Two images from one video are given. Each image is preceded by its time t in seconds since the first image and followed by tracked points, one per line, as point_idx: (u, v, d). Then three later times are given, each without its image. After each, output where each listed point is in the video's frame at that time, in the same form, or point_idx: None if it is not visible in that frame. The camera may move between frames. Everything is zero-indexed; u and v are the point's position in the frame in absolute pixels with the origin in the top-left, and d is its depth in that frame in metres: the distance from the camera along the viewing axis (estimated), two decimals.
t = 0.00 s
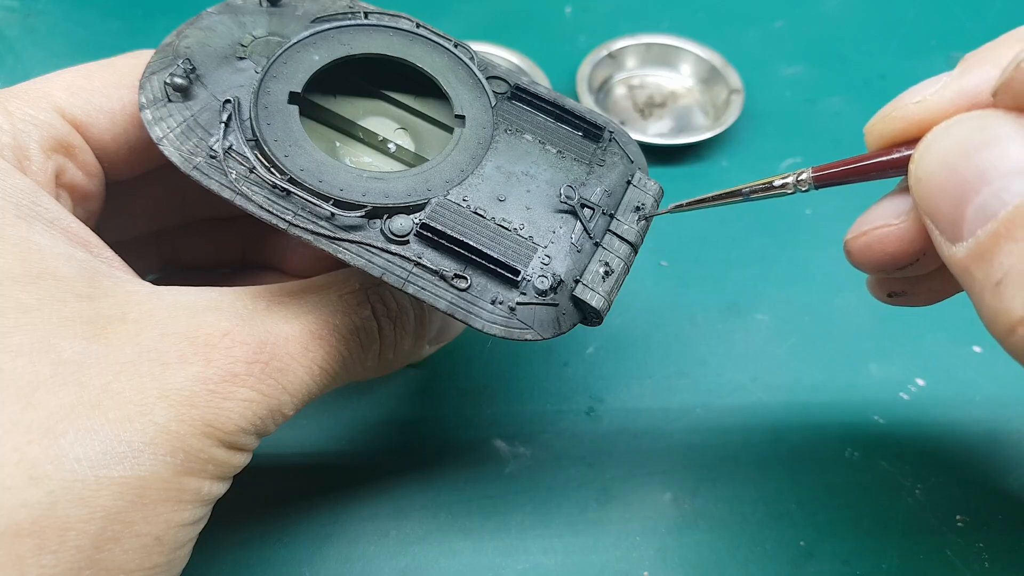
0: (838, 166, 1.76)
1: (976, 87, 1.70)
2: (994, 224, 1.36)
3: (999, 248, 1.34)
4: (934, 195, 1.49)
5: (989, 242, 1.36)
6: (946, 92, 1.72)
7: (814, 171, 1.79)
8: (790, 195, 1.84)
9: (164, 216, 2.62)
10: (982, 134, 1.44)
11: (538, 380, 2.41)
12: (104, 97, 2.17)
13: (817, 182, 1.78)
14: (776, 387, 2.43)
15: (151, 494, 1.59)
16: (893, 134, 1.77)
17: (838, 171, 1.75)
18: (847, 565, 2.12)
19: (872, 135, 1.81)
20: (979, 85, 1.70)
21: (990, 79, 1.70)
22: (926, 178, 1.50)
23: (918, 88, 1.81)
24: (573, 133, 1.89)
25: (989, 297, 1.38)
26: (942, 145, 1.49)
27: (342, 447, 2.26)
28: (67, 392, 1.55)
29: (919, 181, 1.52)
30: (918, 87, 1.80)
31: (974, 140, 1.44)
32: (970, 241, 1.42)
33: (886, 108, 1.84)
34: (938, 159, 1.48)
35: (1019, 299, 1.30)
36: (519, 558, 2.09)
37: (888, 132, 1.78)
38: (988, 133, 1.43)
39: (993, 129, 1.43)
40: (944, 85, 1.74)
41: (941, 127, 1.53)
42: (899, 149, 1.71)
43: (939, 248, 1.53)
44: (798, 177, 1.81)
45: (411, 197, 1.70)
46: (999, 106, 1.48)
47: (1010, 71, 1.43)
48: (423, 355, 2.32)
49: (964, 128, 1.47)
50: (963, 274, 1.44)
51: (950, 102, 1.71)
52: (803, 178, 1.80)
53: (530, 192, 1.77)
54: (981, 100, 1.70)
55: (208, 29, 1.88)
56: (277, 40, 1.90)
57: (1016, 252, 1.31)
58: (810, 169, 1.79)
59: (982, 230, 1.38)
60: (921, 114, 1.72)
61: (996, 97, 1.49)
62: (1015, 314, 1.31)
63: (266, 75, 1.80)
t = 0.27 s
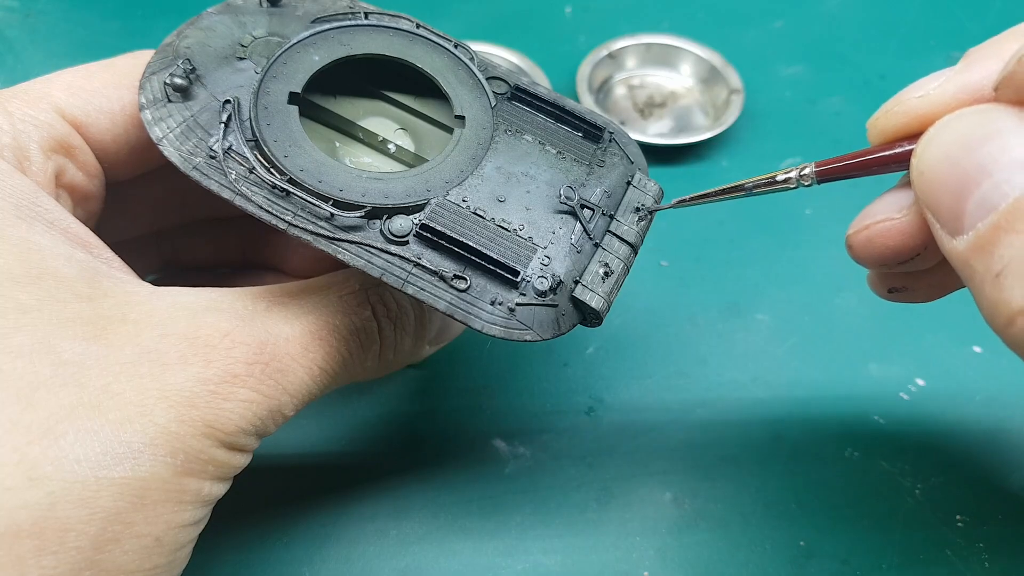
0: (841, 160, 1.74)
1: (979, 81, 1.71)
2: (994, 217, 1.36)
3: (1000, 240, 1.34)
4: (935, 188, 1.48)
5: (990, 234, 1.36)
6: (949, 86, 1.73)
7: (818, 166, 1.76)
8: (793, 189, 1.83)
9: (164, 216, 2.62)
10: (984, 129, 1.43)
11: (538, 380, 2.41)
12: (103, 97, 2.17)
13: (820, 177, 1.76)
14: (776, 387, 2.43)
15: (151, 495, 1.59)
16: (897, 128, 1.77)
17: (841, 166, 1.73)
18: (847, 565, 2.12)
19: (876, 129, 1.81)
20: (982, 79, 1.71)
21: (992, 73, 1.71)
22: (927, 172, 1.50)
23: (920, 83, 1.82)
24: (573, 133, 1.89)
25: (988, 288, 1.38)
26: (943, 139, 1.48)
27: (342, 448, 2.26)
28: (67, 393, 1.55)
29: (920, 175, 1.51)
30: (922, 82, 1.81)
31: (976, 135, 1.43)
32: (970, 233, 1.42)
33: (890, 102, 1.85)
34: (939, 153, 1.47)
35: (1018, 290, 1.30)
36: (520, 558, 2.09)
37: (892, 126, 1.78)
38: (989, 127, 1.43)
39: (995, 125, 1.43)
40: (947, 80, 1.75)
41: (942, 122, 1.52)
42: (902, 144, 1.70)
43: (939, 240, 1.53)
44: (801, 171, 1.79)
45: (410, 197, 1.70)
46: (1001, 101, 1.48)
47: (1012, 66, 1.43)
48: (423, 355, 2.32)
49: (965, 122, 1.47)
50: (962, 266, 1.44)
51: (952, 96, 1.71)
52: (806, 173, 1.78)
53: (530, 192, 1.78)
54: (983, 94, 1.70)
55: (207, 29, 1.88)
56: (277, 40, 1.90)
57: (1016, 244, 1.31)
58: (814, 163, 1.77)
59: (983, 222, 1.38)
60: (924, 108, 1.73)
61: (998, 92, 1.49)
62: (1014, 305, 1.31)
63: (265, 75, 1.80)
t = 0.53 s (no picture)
0: (884, 122, 1.79)
1: None
2: None
3: None
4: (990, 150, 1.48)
5: None
6: (1000, 48, 1.77)
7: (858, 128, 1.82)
8: (833, 150, 1.87)
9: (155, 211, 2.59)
10: None
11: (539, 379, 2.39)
12: (92, 93, 2.14)
13: (860, 139, 1.81)
14: (776, 387, 2.42)
15: (143, 493, 1.60)
16: (943, 87, 1.82)
17: (885, 127, 1.78)
18: (847, 565, 2.12)
19: (924, 89, 1.86)
20: None
21: None
22: (982, 132, 1.49)
23: (970, 45, 1.86)
24: (565, 158, 1.88)
25: None
26: (999, 100, 1.48)
27: (338, 447, 2.24)
28: (58, 393, 1.57)
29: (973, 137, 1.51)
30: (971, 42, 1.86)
31: None
32: None
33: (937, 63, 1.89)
34: (995, 113, 1.47)
35: None
36: (520, 558, 2.08)
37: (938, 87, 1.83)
38: None
39: None
40: (998, 42, 1.79)
41: (996, 81, 1.52)
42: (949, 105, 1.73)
43: (989, 203, 1.54)
44: (841, 133, 1.84)
45: (391, 214, 1.73)
46: None
47: None
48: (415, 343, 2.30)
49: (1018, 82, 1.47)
50: (1019, 228, 1.46)
51: (1002, 58, 1.76)
52: (846, 134, 1.83)
53: (511, 217, 1.79)
54: None
55: (205, 11, 1.86)
56: (276, 31, 1.87)
57: None
58: (854, 126, 1.82)
59: None
60: (972, 68, 1.77)
61: None
62: None
63: (257, 72, 1.79)
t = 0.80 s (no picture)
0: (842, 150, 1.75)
1: (985, 66, 1.71)
2: (1006, 208, 1.37)
3: (1010, 235, 1.36)
4: (942, 180, 1.49)
5: (999, 228, 1.38)
6: (956, 70, 1.73)
7: (817, 156, 1.79)
8: (792, 179, 1.85)
9: (156, 208, 2.60)
10: (991, 119, 1.44)
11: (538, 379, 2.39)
12: (90, 92, 2.14)
13: (819, 167, 1.78)
14: (776, 388, 2.42)
15: (141, 492, 1.60)
16: (899, 115, 1.79)
17: (841, 155, 1.75)
18: (847, 565, 2.11)
19: (879, 118, 1.84)
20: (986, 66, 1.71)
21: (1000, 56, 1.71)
22: (935, 162, 1.50)
23: (926, 69, 1.83)
24: (563, 186, 1.91)
25: (997, 284, 1.41)
26: (952, 130, 1.48)
27: (337, 447, 2.23)
28: (55, 393, 1.56)
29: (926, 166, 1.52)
30: (927, 68, 1.82)
31: (985, 127, 1.43)
32: (978, 226, 1.44)
33: (893, 91, 1.86)
34: (948, 143, 1.48)
35: None
36: (520, 558, 2.08)
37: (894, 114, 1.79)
38: (995, 118, 1.43)
39: (1004, 113, 1.43)
40: (953, 65, 1.76)
41: (949, 110, 1.52)
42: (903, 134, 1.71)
43: (944, 232, 1.55)
44: (800, 161, 1.81)
45: (382, 232, 1.74)
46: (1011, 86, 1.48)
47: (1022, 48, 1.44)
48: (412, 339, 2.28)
49: (971, 112, 1.47)
50: (970, 260, 1.47)
51: (959, 81, 1.72)
52: (805, 162, 1.80)
53: (502, 242, 1.81)
54: (989, 78, 1.70)
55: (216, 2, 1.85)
56: (283, 29, 1.87)
57: None
58: (813, 153, 1.79)
59: (992, 215, 1.40)
60: (928, 93, 1.74)
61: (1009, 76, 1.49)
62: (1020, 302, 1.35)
63: (259, 73, 1.78)
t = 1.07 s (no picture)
0: (795, 167, 1.74)
1: (932, 83, 1.74)
2: (957, 233, 1.36)
3: (963, 260, 1.36)
4: (895, 202, 1.48)
5: (951, 252, 1.37)
6: (904, 90, 1.76)
7: (772, 172, 1.78)
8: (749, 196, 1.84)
9: (156, 207, 2.59)
10: (940, 139, 1.41)
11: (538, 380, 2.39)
12: (90, 92, 2.14)
13: (774, 184, 1.78)
14: (776, 387, 2.42)
15: (138, 491, 1.60)
16: (851, 132, 1.80)
17: (795, 173, 1.73)
18: (847, 565, 2.11)
19: (830, 134, 1.84)
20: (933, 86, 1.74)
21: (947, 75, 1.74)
22: (886, 184, 1.48)
23: (875, 88, 1.85)
24: (563, 186, 1.91)
25: (954, 308, 1.41)
26: (903, 151, 1.46)
27: (337, 447, 2.24)
28: (52, 393, 1.56)
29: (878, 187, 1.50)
30: (874, 88, 1.85)
31: (935, 147, 1.41)
32: (931, 250, 1.43)
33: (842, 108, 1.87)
34: (899, 164, 1.45)
35: (983, 311, 1.33)
36: (520, 558, 2.08)
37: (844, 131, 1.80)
38: (942, 138, 1.41)
39: (952, 132, 1.41)
40: (901, 84, 1.78)
41: (898, 129, 1.50)
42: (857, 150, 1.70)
43: (901, 252, 1.54)
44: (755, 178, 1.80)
45: (382, 230, 1.74)
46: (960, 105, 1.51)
47: (968, 71, 1.46)
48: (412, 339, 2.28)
49: (919, 133, 1.45)
50: (926, 282, 1.46)
51: (907, 99, 1.74)
52: (760, 179, 1.79)
53: (502, 240, 1.81)
54: (938, 96, 1.73)
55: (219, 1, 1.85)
56: (284, 28, 1.87)
57: (978, 264, 1.33)
58: (768, 171, 1.79)
59: (944, 238, 1.39)
60: (878, 111, 1.76)
61: (955, 96, 1.51)
62: (981, 326, 1.34)
63: (260, 72, 1.78)
